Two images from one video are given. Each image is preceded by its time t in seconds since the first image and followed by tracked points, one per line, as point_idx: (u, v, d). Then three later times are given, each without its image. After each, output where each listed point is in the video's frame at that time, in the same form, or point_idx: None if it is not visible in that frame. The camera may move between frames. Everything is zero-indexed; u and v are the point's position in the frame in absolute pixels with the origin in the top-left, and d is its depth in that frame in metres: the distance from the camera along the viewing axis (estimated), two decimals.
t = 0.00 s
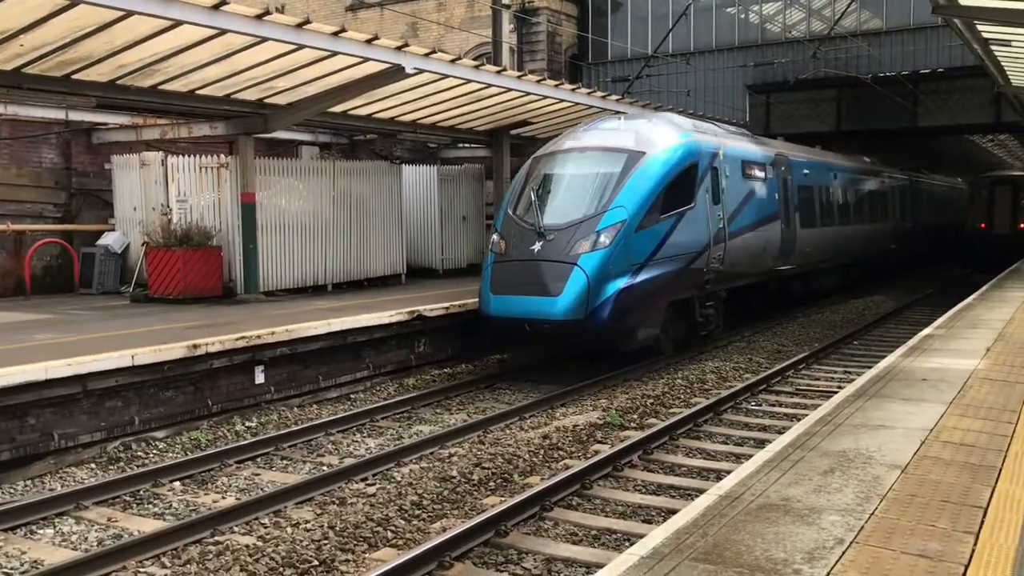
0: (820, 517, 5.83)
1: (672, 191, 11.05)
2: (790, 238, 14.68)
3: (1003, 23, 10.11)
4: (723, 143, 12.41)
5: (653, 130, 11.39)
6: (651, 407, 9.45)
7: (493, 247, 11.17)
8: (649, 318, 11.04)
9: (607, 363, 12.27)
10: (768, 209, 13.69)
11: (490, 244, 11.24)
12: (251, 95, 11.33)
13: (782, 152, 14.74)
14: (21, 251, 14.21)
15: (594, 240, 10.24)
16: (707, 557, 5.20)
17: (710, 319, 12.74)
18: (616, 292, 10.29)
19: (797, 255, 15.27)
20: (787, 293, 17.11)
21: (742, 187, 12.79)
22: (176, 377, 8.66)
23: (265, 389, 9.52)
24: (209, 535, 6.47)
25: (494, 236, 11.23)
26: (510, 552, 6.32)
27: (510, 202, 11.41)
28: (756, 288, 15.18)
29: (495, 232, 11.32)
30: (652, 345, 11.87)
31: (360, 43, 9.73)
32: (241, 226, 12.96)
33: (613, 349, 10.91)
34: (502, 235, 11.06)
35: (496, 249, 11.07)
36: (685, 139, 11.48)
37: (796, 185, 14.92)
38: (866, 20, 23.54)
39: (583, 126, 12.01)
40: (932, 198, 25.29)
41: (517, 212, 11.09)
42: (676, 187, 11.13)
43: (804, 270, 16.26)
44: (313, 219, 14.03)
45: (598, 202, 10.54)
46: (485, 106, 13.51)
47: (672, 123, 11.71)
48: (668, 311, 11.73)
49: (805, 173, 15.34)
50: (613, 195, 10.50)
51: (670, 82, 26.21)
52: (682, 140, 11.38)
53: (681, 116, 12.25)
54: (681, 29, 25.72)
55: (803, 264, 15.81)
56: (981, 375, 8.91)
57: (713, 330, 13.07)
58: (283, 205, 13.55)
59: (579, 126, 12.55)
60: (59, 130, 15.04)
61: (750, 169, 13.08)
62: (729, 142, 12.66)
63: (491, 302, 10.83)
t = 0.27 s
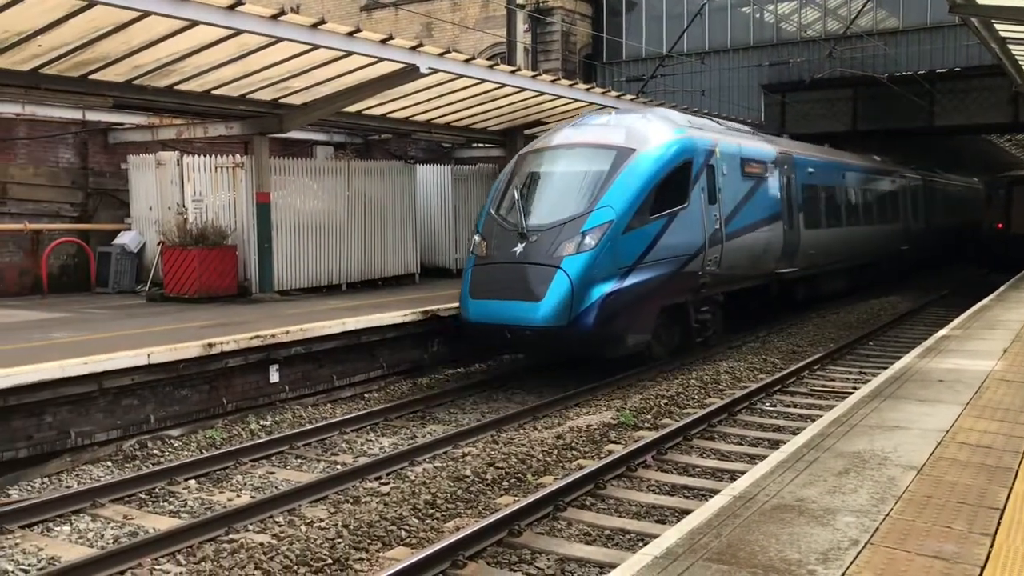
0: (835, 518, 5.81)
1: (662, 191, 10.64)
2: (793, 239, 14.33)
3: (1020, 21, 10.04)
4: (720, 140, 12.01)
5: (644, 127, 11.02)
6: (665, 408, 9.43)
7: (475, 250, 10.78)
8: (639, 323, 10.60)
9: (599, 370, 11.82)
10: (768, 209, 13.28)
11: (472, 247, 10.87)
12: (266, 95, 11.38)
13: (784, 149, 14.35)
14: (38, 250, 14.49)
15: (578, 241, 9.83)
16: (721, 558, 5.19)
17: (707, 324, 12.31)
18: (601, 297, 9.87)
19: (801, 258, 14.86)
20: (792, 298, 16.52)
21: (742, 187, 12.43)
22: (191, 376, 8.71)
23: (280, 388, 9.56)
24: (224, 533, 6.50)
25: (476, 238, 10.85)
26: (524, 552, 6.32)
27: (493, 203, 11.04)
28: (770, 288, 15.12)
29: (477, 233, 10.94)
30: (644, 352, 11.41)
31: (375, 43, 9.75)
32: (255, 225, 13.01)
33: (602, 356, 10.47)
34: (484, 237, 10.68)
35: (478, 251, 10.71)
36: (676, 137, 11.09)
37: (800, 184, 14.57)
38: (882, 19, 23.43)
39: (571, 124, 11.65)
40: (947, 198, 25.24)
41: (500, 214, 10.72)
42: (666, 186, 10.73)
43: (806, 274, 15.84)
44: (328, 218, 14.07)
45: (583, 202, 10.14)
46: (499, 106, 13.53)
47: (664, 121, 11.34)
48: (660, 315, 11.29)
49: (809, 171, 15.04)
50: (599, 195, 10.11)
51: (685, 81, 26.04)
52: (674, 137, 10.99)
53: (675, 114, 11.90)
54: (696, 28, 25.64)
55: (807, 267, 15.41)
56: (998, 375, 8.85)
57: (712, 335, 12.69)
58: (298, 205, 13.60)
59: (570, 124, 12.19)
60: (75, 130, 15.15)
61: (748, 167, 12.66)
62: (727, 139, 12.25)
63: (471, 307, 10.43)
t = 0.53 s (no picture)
0: (849, 520, 5.78)
1: (647, 189, 10.02)
2: (796, 241, 13.86)
3: None
4: (714, 136, 11.44)
5: (631, 121, 10.42)
6: (678, 409, 9.41)
7: (448, 252, 10.14)
8: (624, 330, 9.99)
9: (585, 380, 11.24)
10: (767, 208, 12.73)
11: (445, 248, 10.23)
12: (280, 96, 11.42)
13: (784, 146, 13.84)
14: (54, 250, 14.66)
15: (557, 243, 9.20)
16: (734, 559, 5.17)
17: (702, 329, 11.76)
18: (581, 303, 9.25)
19: (803, 260, 14.35)
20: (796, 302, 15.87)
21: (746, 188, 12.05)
22: (205, 375, 8.75)
23: (294, 387, 9.60)
24: (237, 532, 6.53)
25: (450, 239, 10.22)
26: (536, 552, 6.32)
27: (468, 202, 10.40)
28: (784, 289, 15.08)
29: (452, 234, 10.31)
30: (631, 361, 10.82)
31: (388, 43, 9.76)
32: (269, 225, 13.05)
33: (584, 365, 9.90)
34: (458, 238, 10.05)
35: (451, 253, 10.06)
36: (665, 131, 10.48)
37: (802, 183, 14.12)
38: (897, 18, 23.34)
39: (554, 119, 11.01)
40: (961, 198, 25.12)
41: (475, 214, 10.08)
42: (653, 185, 10.12)
43: (809, 277, 15.30)
44: (341, 218, 14.11)
45: (563, 202, 9.51)
46: (513, 106, 13.53)
47: (653, 115, 10.73)
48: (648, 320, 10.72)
49: (813, 170, 14.64)
50: (581, 194, 9.50)
51: (699, 81, 25.98)
52: (662, 132, 10.40)
53: (665, 108, 11.28)
54: (710, 28, 25.48)
55: (809, 269, 14.87)
56: (1015, 377, 8.80)
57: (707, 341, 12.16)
58: (311, 204, 13.64)
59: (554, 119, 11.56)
60: (91, 130, 15.25)
61: (744, 164, 12.09)
62: (722, 135, 11.70)
63: (443, 313, 9.81)
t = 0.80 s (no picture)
0: (868, 522, 5.75)
1: (632, 189, 9.50)
2: (796, 243, 13.38)
3: None
4: (707, 133, 10.94)
5: (617, 117, 9.91)
6: (695, 410, 9.38)
7: (420, 256, 9.61)
8: (607, 339, 9.44)
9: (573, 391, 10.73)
10: (764, 210, 12.21)
11: (417, 253, 9.71)
12: (297, 97, 11.47)
13: (785, 144, 13.35)
14: (73, 251, 14.78)
15: (533, 247, 8.68)
16: (752, 561, 5.15)
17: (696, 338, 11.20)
18: (558, 310, 8.71)
19: (804, 265, 13.87)
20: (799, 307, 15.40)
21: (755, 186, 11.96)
22: (223, 375, 8.79)
23: (310, 388, 9.64)
24: (255, 532, 6.56)
25: (422, 242, 9.69)
26: (552, 553, 6.31)
27: (442, 203, 9.88)
28: (799, 293, 15.06)
29: (425, 237, 9.79)
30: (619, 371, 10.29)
31: (405, 45, 9.77)
32: (286, 226, 13.11)
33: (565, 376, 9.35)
34: (430, 241, 9.53)
35: (424, 257, 9.54)
36: (651, 129, 9.95)
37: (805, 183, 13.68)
38: (915, 18, 23.27)
39: (535, 115, 10.49)
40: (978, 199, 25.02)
41: (449, 216, 9.56)
42: (637, 185, 9.58)
43: (812, 282, 14.82)
44: (358, 219, 14.16)
45: (540, 203, 8.99)
46: (530, 107, 13.53)
47: (639, 110, 10.21)
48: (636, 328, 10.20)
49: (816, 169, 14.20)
50: (559, 194, 8.97)
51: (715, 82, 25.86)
52: (648, 130, 9.88)
53: (654, 103, 10.77)
54: (727, 28, 25.40)
55: (811, 273, 14.42)
56: None
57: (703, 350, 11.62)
58: (328, 206, 13.69)
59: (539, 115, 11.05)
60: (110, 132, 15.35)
61: (740, 164, 11.57)
62: (715, 133, 11.19)
63: (413, 321, 9.27)
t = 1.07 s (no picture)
0: (894, 525, 5.71)
1: (618, 189, 8.94)
2: (803, 245, 12.84)
3: None
4: (703, 129, 10.39)
5: (604, 112, 9.35)
6: (718, 412, 9.35)
7: (393, 261, 9.10)
8: (590, 349, 8.90)
9: (557, 402, 10.22)
10: (767, 210, 11.65)
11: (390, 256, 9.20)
12: (321, 99, 11.53)
13: (791, 142, 12.81)
14: (100, 252, 14.97)
15: (508, 252, 8.15)
16: (777, 564, 5.13)
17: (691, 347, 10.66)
18: (535, 319, 8.18)
19: (810, 271, 13.34)
20: (807, 313, 14.95)
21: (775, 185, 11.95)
22: (248, 376, 8.87)
23: (334, 388, 9.70)
24: (279, 531, 6.60)
25: (394, 245, 9.19)
26: (575, 555, 6.30)
27: (418, 204, 9.38)
28: (822, 293, 15.05)
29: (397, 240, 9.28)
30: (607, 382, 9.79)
31: (428, 46, 9.79)
32: (311, 227, 13.17)
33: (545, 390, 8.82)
34: (402, 245, 9.03)
35: (396, 261, 9.03)
36: (641, 124, 9.36)
37: (813, 182, 13.15)
38: (942, 16, 23.06)
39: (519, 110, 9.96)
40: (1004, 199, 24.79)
41: (424, 218, 9.06)
42: (624, 185, 9.01)
43: (820, 286, 14.27)
44: (381, 220, 14.22)
45: (517, 205, 8.45)
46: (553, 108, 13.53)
47: (630, 104, 9.65)
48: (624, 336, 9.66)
49: (825, 168, 13.69)
50: (538, 195, 8.42)
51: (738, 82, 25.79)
52: (638, 125, 9.31)
53: (646, 97, 10.21)
54: (750, 28, 25.24)
55: (818, 279, 13.91)
56: None
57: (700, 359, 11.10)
58: (352, 207, 13.77)
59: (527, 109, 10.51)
60: (136, 134, 15.51)
61: (739, 161, 11.01)
62: (713, 129, 10.65)
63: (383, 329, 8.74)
